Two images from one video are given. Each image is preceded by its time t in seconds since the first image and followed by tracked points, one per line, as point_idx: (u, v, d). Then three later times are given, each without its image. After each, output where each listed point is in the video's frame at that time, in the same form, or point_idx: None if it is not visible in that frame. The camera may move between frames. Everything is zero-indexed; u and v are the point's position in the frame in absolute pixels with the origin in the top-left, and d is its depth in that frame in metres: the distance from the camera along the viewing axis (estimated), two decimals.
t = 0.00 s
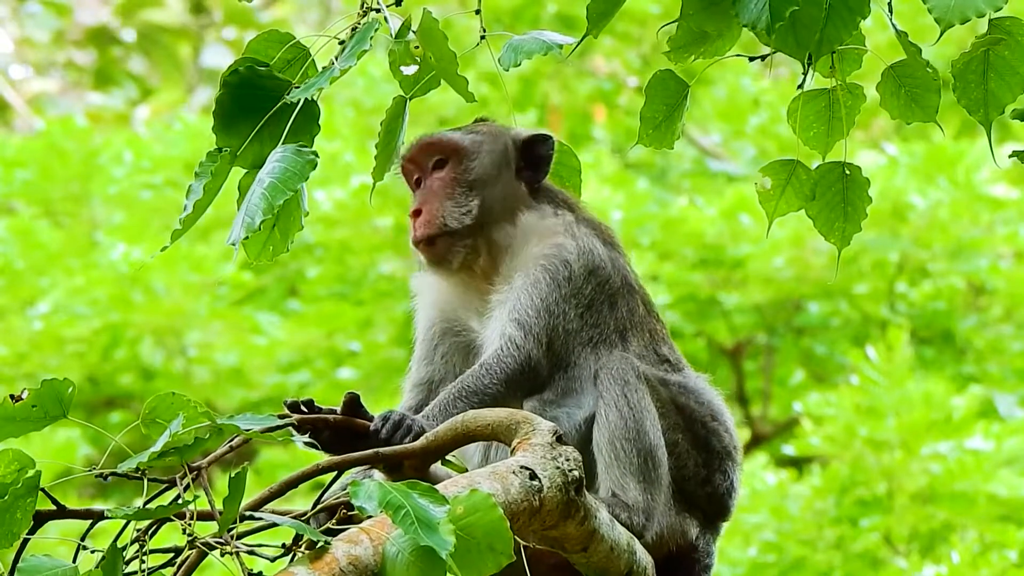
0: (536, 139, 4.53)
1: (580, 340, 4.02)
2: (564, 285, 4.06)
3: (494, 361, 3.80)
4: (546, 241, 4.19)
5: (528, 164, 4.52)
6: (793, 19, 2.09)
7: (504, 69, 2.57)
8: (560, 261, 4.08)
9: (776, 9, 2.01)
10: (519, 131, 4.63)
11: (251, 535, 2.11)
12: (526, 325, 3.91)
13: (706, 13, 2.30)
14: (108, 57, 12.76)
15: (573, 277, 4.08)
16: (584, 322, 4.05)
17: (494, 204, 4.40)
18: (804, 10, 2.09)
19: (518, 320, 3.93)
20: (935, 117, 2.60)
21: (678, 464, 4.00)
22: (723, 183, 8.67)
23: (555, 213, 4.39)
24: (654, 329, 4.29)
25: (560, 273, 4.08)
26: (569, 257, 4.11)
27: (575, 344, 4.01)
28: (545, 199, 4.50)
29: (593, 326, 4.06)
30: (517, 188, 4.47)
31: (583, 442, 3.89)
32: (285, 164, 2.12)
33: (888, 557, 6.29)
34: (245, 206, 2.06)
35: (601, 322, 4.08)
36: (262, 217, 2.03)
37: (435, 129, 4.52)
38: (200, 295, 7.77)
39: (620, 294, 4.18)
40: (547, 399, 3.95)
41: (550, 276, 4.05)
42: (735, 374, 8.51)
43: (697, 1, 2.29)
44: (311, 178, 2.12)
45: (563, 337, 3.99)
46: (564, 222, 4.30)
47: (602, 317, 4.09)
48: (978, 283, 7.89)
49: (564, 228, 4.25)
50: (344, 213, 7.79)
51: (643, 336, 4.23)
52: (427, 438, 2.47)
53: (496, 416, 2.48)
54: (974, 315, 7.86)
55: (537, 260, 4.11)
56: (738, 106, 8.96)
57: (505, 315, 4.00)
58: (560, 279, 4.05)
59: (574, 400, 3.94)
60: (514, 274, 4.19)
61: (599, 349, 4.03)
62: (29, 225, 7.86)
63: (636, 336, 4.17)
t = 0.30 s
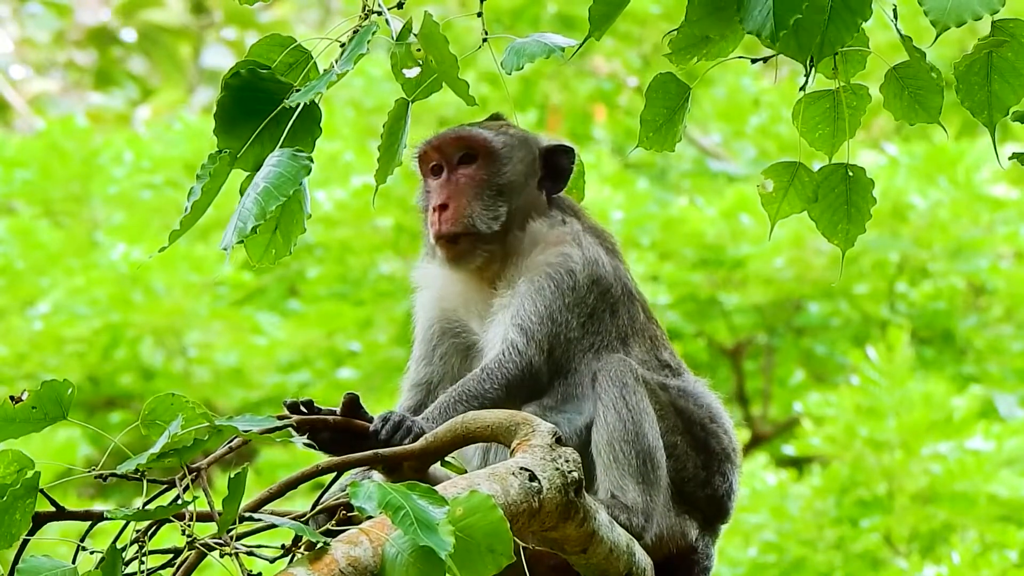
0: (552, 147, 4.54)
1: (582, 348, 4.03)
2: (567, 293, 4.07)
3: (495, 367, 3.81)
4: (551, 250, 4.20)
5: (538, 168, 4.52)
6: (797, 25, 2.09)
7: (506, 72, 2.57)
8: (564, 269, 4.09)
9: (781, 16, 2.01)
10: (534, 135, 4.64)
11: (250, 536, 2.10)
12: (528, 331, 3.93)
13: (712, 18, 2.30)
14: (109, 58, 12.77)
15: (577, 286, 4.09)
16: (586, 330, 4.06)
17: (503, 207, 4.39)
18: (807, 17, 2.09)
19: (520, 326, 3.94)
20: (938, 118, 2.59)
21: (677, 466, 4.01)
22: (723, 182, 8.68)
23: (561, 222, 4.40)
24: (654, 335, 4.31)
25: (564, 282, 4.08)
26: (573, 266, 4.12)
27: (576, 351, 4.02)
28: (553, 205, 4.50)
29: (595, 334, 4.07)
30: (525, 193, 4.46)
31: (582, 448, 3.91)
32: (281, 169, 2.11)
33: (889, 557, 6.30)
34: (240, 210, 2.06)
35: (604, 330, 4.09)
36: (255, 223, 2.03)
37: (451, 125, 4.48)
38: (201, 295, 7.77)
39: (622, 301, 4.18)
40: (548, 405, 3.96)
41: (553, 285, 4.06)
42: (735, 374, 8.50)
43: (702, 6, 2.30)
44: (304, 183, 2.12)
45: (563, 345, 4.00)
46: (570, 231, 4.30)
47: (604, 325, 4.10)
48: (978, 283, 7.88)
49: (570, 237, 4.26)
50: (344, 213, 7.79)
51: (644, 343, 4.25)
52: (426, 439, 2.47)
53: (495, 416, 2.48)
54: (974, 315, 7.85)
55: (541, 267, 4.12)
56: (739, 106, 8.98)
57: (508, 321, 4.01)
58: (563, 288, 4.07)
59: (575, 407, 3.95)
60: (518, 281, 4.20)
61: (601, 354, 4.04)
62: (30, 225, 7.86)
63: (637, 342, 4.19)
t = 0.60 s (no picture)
0: (561, 151, 4.57)
1: (582, 351, 4.04)
2: (568, 297, 4.08)
3: (494, 370, 3.82)
4: (552, 254, 4.21)
5: (540, 168, 4.51)
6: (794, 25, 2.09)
7: (505, 73, 2.57)
8: (566, 273, 4.11)
9: (779, 13, 2.01)
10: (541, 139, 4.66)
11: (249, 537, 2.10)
12: (527, 335, 3.94)
13: (710, 16, 2.30)
14: (110, 59, 12.76)
15: (578, 290, 4.10)
16: (586, 334, 4.07)
17: (506, 206, 4.40)
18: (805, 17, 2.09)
19: (520, 329, 3.96)
20: (936, 120, 2.59)
21: (675, 468, 4.02)
22: (723, 182, 8.68)
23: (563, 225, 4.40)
24: (654, 338, 4.33)
25: (565, 286, 4.10)
26: (574, 270, 4.13)
27: (576, 354, 4.03)
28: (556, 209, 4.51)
29: (595, 337, 4.08)
30: (528, 193, 4.47)
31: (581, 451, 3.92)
32: (285, 168, 2.11)
33: (889, 557, 6.30)
34: (245, 208, 2.06)
35: (603, 334, 4.10)
36: (262, 220, 2.03)
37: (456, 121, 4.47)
38: (201, 295, 7.77)
39: (622, 305, 4.20)
40: (548, 408, 3.96)
41: (555, 288, 4.07)
42: (735, 375, 8.50)
43: (701, 4, 2.30)
44: (309, 182, 2.12)
45: (563, 349, 4.01)
46: (572, 235, 4.31)
47: (604, 329, 4.12)
48: (978, 283, 7.88)
49: (571, 241, 4.27)
50: (344, 214, 7.79)
51: (643, 345, 4.26)
52: (425, 441, 2.47)
53: (494, 419, 2.48)
54: (974, 315, 7.85)
55: (542, 271, 4.13)
56: (739, 106, 8.98)
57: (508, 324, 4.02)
58: (564, 292, 4.08)
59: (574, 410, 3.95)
60: (519, 284, 4.21)
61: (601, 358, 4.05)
62: (30, 225, 7.86)
63: (637, 345, 4.20)
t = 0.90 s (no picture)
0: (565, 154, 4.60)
1: (582, 354, 4.06)
2: (568, 300, 4.10)
3: (494, 372, 3.83)
4: (552, 256, 4.22)
5: (543, 167, 4.52)
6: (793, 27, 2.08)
7: (503, 72, 2.57)
8: (566, 275, 4.12)
9: (779, 17, 2.01)
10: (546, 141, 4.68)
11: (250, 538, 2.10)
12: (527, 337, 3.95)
13: (709, 19, 2.30)
14: (110, 58, 12.76)
15: (578, 293, 4.12)
16: (586, 337, 4.09)
17: (511, 201, 4.40)
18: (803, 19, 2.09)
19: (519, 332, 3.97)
20: (933, 121, 2.59)
21: (675, 468, 4.03)
22: (723, 182, 8.68)
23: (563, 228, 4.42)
24: (653, 341, 4.35)
25: (565, 289, 4.11)
26: (574, 273, 4.14)
27: (577, 357, 4.04)
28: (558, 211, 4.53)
29: (595, 340, 4.10)
30: (531, 192, 4.47)
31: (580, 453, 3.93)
32: (278, 167, 2.11)
33: (889, 558, 6.29)
34: (236, 207, 2.06)
35: (603, 336, 4.12)
36: (251, 220, 2.02)
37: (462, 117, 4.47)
38: (201, 295, 7.78)
39: (621, 308, 4.22)
40: (548, 410, 3.97)
41: (555, 291, 4.09)
42: (735, 375, 8.50)
43: (700, 6, 2.29)
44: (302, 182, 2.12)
45: (563, 351, 4.03)
46: (573, 238, 4.33)
47: (604, 332, 4.13)
48: (978, 283, 7.88)
49: (572, 243, 4.28)
50: (344, 214, 7.80)
51: (642, 347, 4.28)
52: (426, 441, 2.47)
53: (495, 420, 2.49)
54: (974, 315, 7.85)
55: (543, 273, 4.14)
56: (739, 106, 8.99)
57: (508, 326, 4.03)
58: (564, 294, 4.09)
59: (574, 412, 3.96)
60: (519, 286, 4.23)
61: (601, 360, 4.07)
62: (30, 225, 7.87)
63: (637, 348, 4.22)
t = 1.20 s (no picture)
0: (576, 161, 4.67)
1: (586, 357, 4.10)
2: (573, 303, 4.14)
3: (498, 373, 3.86)
4: (558, 260, 4.28)
5: (551, 170, 4.57)
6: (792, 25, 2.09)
7: (502, 72, 2.57)
8: (571, 279, 4.18)
9: (777, 15, 2.00)
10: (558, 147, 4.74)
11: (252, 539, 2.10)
12: (531, 339, 3.99)
13: (708, 18, 2.30)
14: (110, 59, 12.75)
15: (583, 297, 4.17)
16: (590, 340, 4.14)
17: (523, 197, 4.45)
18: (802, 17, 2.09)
19: (524, 334, 4.01)
20: (934, 121, 2.60)
21: (678, 469, 4.06)
22: (723, 182, 8.68)
23: (569, 231, 4.47)
24: (656, 345, 4.39)
25: (570, 291, 4.16)
26: (578, 276, 4.20)
27: (581, 360, 4.08)
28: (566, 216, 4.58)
29: (599, 344, 4.14)
30: (539, 194, 4.52)
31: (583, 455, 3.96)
32: (280, 168, 2.11)
33: (889, 558, 6.29)
34: (240, 209, 2.06)
35: (606, 340, 4.17)
36: (255, 223, 2.03)
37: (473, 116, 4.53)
38: (201, 296, 7.78)
39: (626, 312, 4.26)
40: (552, 411, 4.01)
41: (559, 294, 4.14)
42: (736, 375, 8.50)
43: (698, 5, 2.29)
44: (304, 183, 2.12)
45: (567, 354, 4.07)
46: (578, 243, 4.37)
47: (608, 336, 4.18)
48: (978, 283, 7.87)
49: (576, 247, 4.33)
50: (344, 214, 7.80)
51: (645, 351, 4.32)
52: (429, 442, 2.48)
53: (497, 420, 2.49)
54: (974, 315, 7.85)
55: (549, 276, 4.19)
56: (739, 106, 8.99)
57: (513, 328, 4.07)
58: (569, 297, 4.14)
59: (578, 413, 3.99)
60: (524, 287, 4.27)
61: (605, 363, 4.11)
62: (30, 225, 7.87)
63: (641, 352, 4.27)
